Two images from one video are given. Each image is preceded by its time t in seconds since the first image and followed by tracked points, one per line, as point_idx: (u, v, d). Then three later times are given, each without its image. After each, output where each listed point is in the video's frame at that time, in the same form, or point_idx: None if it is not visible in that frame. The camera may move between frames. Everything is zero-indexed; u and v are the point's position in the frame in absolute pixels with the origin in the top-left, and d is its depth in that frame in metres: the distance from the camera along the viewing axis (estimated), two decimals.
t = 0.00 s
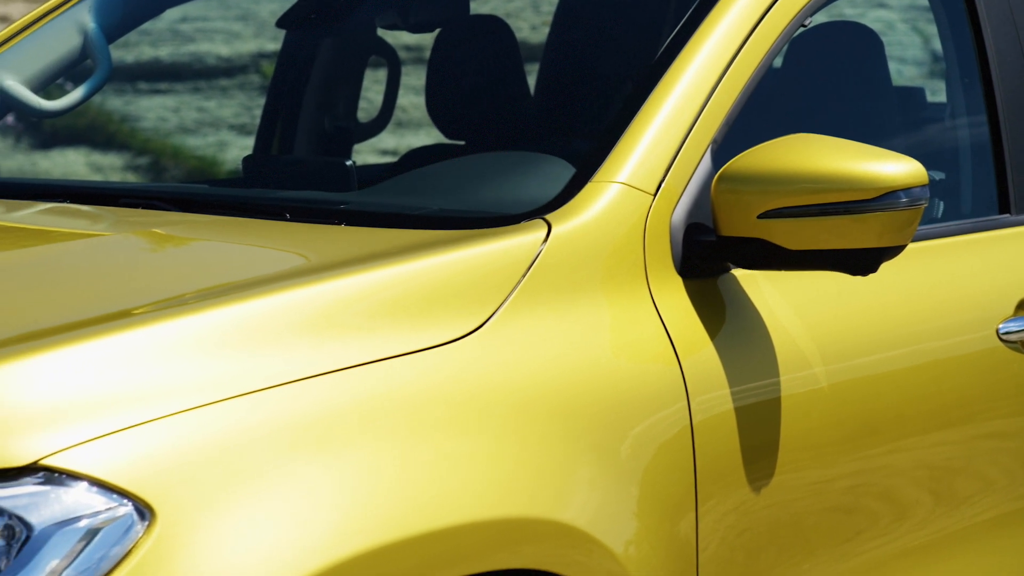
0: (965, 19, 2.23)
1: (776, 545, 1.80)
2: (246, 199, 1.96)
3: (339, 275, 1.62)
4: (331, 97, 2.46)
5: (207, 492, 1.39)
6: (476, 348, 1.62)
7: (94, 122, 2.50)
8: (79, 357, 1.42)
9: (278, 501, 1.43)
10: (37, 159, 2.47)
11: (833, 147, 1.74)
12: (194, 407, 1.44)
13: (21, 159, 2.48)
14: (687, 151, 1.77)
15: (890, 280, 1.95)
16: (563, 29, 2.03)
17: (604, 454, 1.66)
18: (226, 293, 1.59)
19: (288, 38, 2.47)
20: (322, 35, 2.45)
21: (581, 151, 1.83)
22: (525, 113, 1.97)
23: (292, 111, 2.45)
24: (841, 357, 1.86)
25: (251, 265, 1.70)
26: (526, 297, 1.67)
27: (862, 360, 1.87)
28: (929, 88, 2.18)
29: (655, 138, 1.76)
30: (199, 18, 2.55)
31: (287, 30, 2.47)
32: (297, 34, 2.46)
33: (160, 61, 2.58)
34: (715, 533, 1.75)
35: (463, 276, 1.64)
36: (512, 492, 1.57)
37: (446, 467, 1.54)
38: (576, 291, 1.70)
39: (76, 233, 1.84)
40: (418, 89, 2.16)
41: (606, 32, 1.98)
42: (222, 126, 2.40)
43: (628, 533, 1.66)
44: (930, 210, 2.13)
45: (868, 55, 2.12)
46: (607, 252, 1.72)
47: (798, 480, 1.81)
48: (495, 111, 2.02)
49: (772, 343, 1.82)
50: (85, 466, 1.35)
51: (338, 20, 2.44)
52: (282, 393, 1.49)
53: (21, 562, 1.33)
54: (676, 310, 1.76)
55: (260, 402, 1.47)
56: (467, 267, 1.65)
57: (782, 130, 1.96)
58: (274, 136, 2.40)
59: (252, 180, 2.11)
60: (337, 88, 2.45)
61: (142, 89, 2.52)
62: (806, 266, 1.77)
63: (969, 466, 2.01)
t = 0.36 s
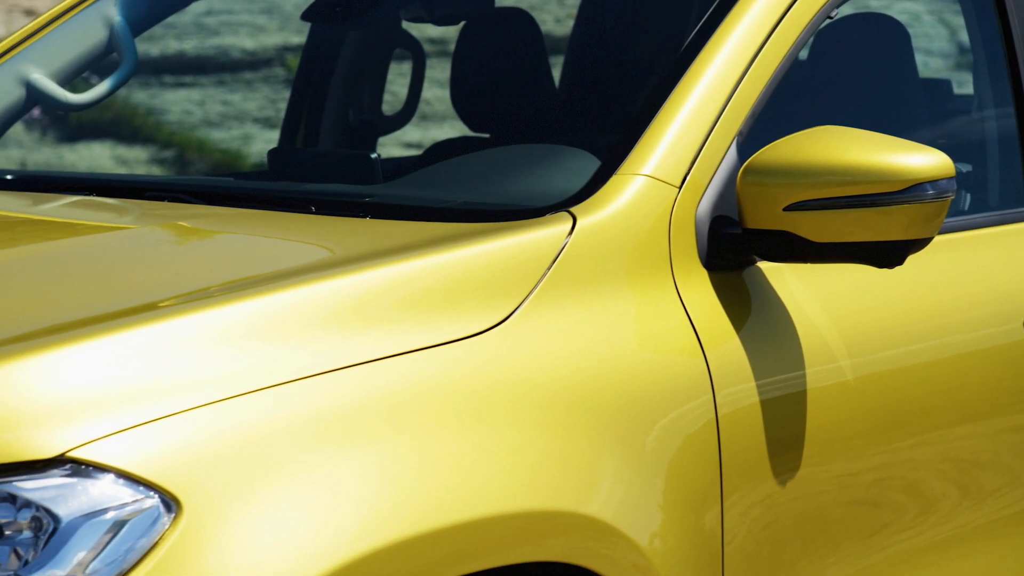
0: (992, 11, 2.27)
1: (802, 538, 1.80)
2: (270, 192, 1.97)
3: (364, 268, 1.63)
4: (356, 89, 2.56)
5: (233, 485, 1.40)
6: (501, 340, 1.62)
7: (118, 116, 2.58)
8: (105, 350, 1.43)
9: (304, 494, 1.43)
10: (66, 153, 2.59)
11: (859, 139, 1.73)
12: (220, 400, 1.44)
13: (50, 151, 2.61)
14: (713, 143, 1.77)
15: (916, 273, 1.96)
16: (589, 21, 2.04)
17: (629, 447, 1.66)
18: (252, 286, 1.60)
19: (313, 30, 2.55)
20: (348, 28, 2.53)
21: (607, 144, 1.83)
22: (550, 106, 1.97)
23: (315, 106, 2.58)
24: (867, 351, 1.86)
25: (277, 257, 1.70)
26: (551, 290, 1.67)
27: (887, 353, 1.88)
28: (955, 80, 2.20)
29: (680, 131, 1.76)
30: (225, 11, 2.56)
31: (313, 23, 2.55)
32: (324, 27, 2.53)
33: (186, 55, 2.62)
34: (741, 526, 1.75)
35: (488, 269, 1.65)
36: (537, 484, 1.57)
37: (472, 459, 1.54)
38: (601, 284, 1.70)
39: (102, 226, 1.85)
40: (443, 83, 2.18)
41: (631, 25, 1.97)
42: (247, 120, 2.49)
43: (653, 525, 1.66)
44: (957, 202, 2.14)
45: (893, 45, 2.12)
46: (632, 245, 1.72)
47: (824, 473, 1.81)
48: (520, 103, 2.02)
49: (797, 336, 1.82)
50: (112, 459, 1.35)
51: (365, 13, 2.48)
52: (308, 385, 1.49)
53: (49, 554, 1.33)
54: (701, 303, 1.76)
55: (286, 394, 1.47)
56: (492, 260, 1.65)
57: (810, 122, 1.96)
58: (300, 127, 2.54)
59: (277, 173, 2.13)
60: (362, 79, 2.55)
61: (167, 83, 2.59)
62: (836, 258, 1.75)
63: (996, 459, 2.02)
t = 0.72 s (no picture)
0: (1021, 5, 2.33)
1: (827, 532, 1.80)
2: (295, 186, 1.98)
3: (390, 261, 1.63)
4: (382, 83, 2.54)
5: (259, 479, 1.40)
6: (527, 334, 1.62)
7: (145, 110, 2.63)
8: (131, 343, 1.43)
9: (330, 488, 1.43)
10: (92, 147, 2.63)
11: (887, 131, 1.73)
12: (246, 393, 1.44)
13: (76, 146, 2.65)
14: (739, 137, 1.77)
15: (944, 267, 1.96)
16: (615, 15, 2.04)
17: (656, 440, 1.66)
18: (277, 279, 1.60)
19: (339, 24, 2.57)
20: (373, 21, 2.55)
21: (633, 138, 1.83)
22: (576, 100, 1.99)
23: (342, 98, 2.55)
24: (893, 344, 1.86)
25: (303, 251, 1.71)
26: (577, 283, 1.67)
27: (914, 347, 1.88)
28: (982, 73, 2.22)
29: (706, 125, 1.76)
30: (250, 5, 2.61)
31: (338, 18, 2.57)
32: (348, 22, 2.57)
33: (211, 48, 2.67)
34: (768, 520, 1.75)
35: (514, 262, 1.65)
36: (563, 478, 1.57)
37: (498, 453, 1.54)
38: (627, 278, 1.70)
39: (128, 220, 1.85)
40: (467, 77, 2.19)
41: (656, 19, 1.98)
42: (273, 114, 2.53)
43: (679, 520, 1.66)
44: (984, 195, 2.14)
45: (916, 37, 2.12)
46: (658, 239, 1.72)
47: (850, 467, 1.81)
48: (546, 97, 2.03)
49: (824, 330, 1.82)
50: (140, 452, 1.36)
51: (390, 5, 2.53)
52: (334, 379, 1.49)
53: (77, 547, 1.34)
54: (727, 298, 1.76)
55: (312, 388, 1.47)
56: (518, 253, 1.65)
57: (834, 115, 1.97)
58: (328, 118, 2.54)
59: (304, 168, 2.14)
60: (387, 75, 2.54)
61: (192, 77, 2.65)
62: (863, 252, 1.75)
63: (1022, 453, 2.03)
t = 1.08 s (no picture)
0: None
1: (853, 526, 1.80)
2: (321, 180, 1.99)
3: (417, 255, 1.63)
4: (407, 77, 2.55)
5: (286, 473, 1.40)
6: (553, 328, 1.62)
7: (171, 104, 2.65)
8: (159, 336, 1.43)
9: (357, 481, 1.43)
10: (119, 142, 2.64)
11: (914, 124, 1.73)
12: (273, 386, 1.44)
13: (104, 141, 2.65)
14: (766, 130, 1.77)
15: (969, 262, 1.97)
16: (641, 9, 2.05)
17: (683, 435, 1.66)
18: (304, 273, 1.60)
19: (365, 18, 2.61)
20: (398, 15, 2.58)
21: (659, 131, 1.84)
22: (604, 95, 1.99)
23: (368, 93, 2.57)
24: (921, 338, 1.87)
25: (330, 245, 1.71)
26: (603, 277, 1.68)
27: (940, 341, 1.88)
28: (1011, 66, 2.24)
29: (733, 118, 1.76)
30: None
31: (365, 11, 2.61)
32: (374, 16, 2.60)
33: (237, 42, 2.69)
34: (796, 514, 1.75)
35: (540, 256, 1.65)
36: (590, 471, 1.57)
37: (524, 446, 1.54)
38: (654, 271, 1.70)
39: (156, 213, 1.86)
40: (493, 70, 2.21)
41: (682, 13, 1.99)
42: (299, 107, 2.55)
43: (706, 514, 1.66)
44: (1011, 188, 2.15)
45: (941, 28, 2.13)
46: (685, 233, 1.72)
47: (878, 461, 1.81)
48: (572, 92, 2.04)
49: (851, 324, 1.82)
50: (167, 445, 1.36)
51: None
52: (361, 373, 1.49)
53: (105, 540, 1.35)
54: (754, 291, 1.76)
55: (338, 381, 1.47)
56: (545, 247, 1.66)
57: (860, 108, 1.97)
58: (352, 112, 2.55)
59: (332, 162, 2.15)
60: (413, 68, 2.55)
61: (219, 71, 2.66)
62: (891, 246, 1.74)
63: None
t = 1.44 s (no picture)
0: None
1: (879, 520, 1.81)
2: (347, 172, 2.00)
3: (444, 247, 1.63)
4: (435, 69, 2.54)
5: (315, 464, 1.40)
6: (580, 320, 1.62)
7: (197, 97, 2.62)
8: (186, 328, 1.43)
9: (383, 474, 1.43)
10: (145, 134, 2.59)
11: (943, 116, 1.73)
12: (302, 378, 1.44)
13: (130, 133, 2.61)
14: (793, 121, 1.78)
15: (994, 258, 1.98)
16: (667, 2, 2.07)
17: (710, 427, 1.66)
18: (330, 265, 1.60)
19: (390, 11, 2.63)
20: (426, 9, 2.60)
21: (686, 123, 1.84)
22: (630, 87, 2.01)
23: (393, 87, 2.53)
24: (948, 331, 1.88)
25: (356, 237, 1.71)
26: (629, 269, 1.68)
27: (967, 334, 1.89)
28: None
29: (760, 109, 1.77)
30: None
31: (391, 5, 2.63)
32: (401, 10, 2.62)
33: (264, 35, 2.70)
34: (823, 506, 1.75)
35: (566, 248, 1.65)
36: (617, 464, 1.57)
37: (551, 439, 1.54)
38: (680, 264, 1.70)
39: (183, 206, 1.86)
40: (520, 63, 2.20)
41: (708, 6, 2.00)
42: (324, 101, 2.53)
43: (733, 506, 1.66)
44: None
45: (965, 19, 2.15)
46: (711, 225, 1.72)
47: (905, 453, 1.82)
48: (598, 85, 2.06)
49: (880, 316, 1.82)
50: (194, 436, 1.36)
51: None
52: (388, 365, 1.49)
53: (134, 531, 1.35)
54: (781, 284, 1.76)
55: (365, 373, 1.47)
56: (571, 239, 1.66)
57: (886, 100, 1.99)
58: (378, 109, 2.49)
59: (357, 154, 2.17)
60: (440, 61, 2.54)
61: (244, 64, 2.66)
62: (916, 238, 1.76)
63: None
